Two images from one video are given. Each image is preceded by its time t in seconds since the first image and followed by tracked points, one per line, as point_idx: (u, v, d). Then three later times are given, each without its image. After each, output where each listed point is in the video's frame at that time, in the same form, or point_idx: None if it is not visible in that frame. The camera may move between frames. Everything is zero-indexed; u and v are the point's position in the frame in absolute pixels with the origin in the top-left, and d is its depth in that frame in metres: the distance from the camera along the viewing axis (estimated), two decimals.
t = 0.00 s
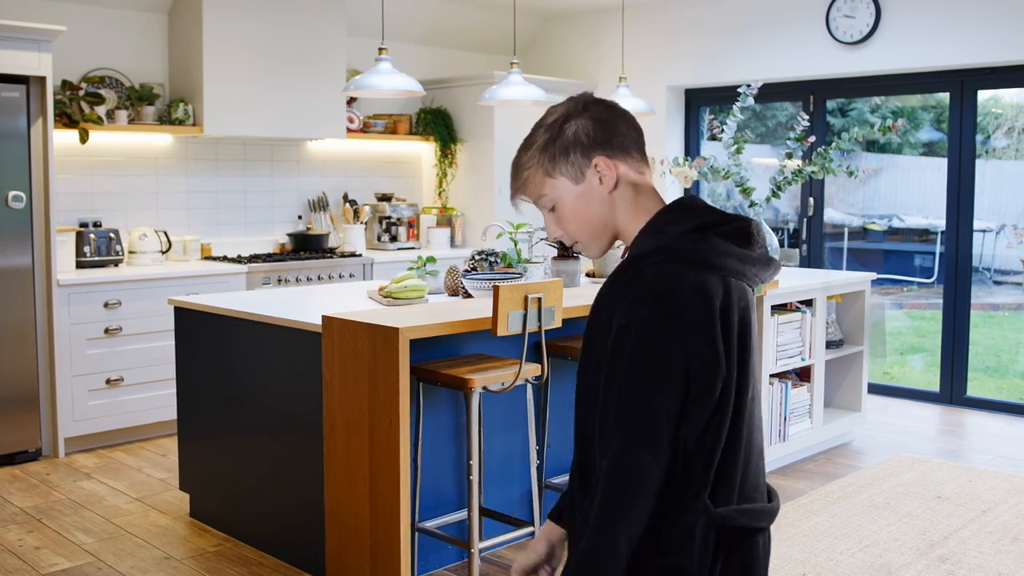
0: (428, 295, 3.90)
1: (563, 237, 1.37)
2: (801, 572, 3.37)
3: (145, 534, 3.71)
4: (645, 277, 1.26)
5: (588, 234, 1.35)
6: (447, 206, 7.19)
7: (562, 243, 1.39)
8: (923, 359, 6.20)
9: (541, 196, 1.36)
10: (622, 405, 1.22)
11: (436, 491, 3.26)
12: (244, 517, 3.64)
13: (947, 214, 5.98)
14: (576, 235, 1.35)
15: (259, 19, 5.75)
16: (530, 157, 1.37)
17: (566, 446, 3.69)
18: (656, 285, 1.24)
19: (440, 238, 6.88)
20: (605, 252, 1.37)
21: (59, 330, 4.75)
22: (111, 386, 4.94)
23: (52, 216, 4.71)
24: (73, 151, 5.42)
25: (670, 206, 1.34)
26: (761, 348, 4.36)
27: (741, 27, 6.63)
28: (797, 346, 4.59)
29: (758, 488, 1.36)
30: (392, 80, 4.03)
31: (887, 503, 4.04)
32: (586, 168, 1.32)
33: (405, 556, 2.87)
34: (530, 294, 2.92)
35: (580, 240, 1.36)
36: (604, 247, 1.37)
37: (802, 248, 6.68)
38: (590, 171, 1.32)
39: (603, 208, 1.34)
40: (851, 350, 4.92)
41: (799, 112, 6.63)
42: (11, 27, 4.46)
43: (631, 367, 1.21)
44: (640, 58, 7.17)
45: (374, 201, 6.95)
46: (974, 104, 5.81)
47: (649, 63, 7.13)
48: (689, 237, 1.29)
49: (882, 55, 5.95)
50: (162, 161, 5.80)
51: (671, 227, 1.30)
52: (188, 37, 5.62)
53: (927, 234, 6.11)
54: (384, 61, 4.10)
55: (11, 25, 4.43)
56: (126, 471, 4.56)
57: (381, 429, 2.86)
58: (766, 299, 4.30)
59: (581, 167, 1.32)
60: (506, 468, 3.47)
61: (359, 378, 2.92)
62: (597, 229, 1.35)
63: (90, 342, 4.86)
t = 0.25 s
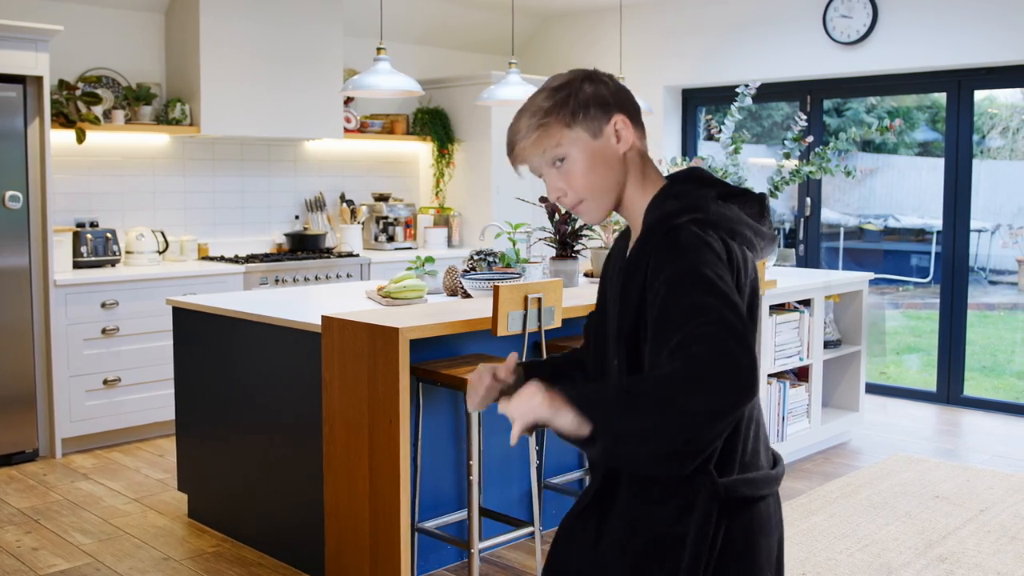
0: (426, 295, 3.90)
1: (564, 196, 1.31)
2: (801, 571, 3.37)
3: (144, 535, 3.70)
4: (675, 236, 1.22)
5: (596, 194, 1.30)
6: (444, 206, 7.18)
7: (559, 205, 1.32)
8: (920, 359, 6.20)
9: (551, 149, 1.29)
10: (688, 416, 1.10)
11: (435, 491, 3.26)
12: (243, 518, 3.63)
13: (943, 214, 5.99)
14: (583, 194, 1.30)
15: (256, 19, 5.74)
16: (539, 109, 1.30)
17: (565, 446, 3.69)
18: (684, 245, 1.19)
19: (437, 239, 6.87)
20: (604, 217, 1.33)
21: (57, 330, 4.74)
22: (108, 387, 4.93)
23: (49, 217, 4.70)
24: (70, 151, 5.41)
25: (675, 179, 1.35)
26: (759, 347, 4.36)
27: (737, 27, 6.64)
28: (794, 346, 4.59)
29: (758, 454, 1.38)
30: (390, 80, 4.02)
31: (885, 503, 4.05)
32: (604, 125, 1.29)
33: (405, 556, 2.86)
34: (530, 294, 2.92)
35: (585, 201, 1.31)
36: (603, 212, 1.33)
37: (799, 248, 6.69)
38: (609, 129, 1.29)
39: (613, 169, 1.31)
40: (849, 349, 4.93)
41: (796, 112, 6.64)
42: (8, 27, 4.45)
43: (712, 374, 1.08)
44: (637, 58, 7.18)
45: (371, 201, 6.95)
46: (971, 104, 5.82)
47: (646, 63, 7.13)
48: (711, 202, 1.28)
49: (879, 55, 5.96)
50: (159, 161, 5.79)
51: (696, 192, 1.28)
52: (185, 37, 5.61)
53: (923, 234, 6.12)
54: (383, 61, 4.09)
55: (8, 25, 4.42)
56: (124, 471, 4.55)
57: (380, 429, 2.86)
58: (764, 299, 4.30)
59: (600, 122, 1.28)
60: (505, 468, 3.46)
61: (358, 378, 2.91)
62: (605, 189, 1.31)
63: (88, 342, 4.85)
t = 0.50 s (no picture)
0: (426, 295, 3.90)
1: (568, 211, 1.25)
2: (801, 571, 3.37)
3: (143, 536, 3.69)
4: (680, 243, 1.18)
5: (601, 213, 1.25)
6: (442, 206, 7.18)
7: (562, 223, 1.26)
8: (918, 358, 6.21)
9: (560, 162, 1.24)
10: (732, 418, 1.06)
11: (435, 492, 3.26)
12: (242, 518, 3.63)
13: (942, 215, 5.99)
14: (588, 211, 1.24)
15: (256, 18, 5.74)
16: (548, 125, 1.26)
17: (564, 446, 3.69)
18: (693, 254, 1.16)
19: (435, 238, 6.87)
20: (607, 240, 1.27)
21: (55, 331, 4.73)
22: (106, 387, 4.92)
23: (46, 216, 4.69)
24: (67, 150, 5.40)
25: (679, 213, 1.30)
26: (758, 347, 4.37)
27: (735, 27, 6.64)
28: (794, 345, 4.59)
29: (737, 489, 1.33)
30: (389, 80, 4.02)
31: (884, 502, 4.05)
32: (614, 146, 1.25)
33: (406, 557, 2.86)
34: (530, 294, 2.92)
35: (591, 220, 1.24)
36: (605, 235, 1.27)
37: (797, 248, 6.69)
38: (619, 149, 1.25)
39: (622, 191, 1.26)
40: (847, 349, 4.93)
41: (793, 111, 6.65)
42: (7, 26, 4.44)
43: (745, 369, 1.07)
44: (635, 58, 7.18)
45: (369, 201, 6.95)
46: (969, 104, 5.82)
47: (644, 63, 7.13)
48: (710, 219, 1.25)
49: (876, 55, 5.97)
50: (156, 161, 5.78)
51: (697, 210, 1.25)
52: (183, 37, 5.60)
53: (920, 233, 6.13)
54: (382, 61, 4.09)
55: (6, 25, 4.41)
56: (122, 471, 4.54)
57: (381, 429, 2.86)
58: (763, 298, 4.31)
59: (611, 142, 1.25)
60: (505, 468, 3.46)
61: (359, 378, 2.91)
62: (611, 210, 1.25)
63: (86, 342, 4.84)
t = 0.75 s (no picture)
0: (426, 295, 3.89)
1: (557, 189, 1.29)
2: (801, 570, 3.37)
3: (142, 536, 3.68)
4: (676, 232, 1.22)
5: (589, 185, 1.30)
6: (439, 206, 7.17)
7: (552, 200, 1.30)
8: (915, 358, 6.22)
9: (544, 142, 1.28)
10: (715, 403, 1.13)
11: (435, 492, 3.26)
12: (242, 518, 3.62)
13: (939, 215, 6.00)
14: (576, 186, 1.29)
15: (254, 18, 5.74)
16: (528, 103, 1.30)
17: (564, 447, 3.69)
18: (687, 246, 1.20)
19: (433, 238, 6.86)
20: (596, 211, 1.32)
21: (53, 331, 4.71)
22: (104, 388, 4.91)
23: (44, 216, 4.68)
24: (64, 150, 5.39)
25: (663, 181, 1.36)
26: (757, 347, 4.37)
27: (733, 27, 6.65)
28: (792, 345, 4.60)
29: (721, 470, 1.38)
30: (388, 80, 4.01)
31: (883, 501, 4.06)
32: (596, 120, 1.30)
33: (407, 557, 2.86)
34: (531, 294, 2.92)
35: (581, 193, 1.29)
36: (594, 207, 1.32)
37: (794, 248, 6.69)
38: (601, 122, 1.30)
39: (606, 163, 1.31)
40: (846, 349, 4.94)
41: (791, 111, 6.65)
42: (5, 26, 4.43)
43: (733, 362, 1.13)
44: (633, 58, 7.18)
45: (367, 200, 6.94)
46: (966, 104, 5.83)
47: (641, 63, 7.13)
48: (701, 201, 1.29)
49: (873, 55, 5.97)
50: (154, 161, 5.76)
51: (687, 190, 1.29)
52: (181, 37, 5.59)
53: (917, 233, 6.13)
54: (381, 60, 4.08)
55: (4, 24, 4.40)
56: (120, 472, 4.54)
57: (381, 428, 2.86)
58: (762, 298, 4.31)
59: (592, 116, 1.29)
60: (505, 468, 3.46)
61: (359, 378, 2.90)
62: (598, 182, 1.30)
63: (84, 343, 4.83)
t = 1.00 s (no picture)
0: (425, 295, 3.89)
1: (566, 198, 1.31)
2: (801, 570, 3.38)
3: (141, 537, 3.67)
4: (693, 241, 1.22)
5: (596, 190, 1.31)
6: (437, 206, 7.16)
7: (563, 209, 1.32)
8: (912, 358, 6.22)
9: (546, 153, 1.30)
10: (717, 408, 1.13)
11: (435, 492, 3.25)
12: (241, 519, 3.61)
13: (937, 215, 6.00)
14: (583, 192, 1.30)
15: (253, 18, 5.73)
16: (528, 117, 1.33)
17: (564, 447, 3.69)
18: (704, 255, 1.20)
19: (430, 239, 6.85)
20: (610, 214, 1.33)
21: (51, 331, 4.70)
22: (102, 388, 4.90)
23: (42, 216, 4.67)
24: (62, 150, 5.37)
25: (676, 182, 1.36)
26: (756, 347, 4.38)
27: (730, 27, 6.65)
28: (791, 345, 4.60)
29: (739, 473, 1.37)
30: (387, 79, 4.01)
31: (882, 501, 4.06)
32: (597, 124, 1.31)
33: (408, 557, 2.86)
34: (531, 294, 2.92)
35: (590, 198, 1.31)
36: (607, 209, 1.33)
37: (792, 248, 6.69)
38: (602, 126, 1.31)
39: (612, 165, 1.32)
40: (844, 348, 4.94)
41: (788, 111, 6.66)
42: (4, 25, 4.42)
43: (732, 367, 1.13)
44: (630, 58, 7.18)
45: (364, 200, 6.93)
46: (964, 104, 5.83)
47: (639, 63, 7.13)
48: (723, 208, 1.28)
49: (871, 55, 5.98)
50: (151, 161, 5.75)
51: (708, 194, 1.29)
52: (178, 37, 5.58)
53: (914, 233, 6.14)
54: (380, 60, 4.08)
55: (3, 24, 4.39)
56: (118, 472, 4.53)
57: (382, 428, 2.85)
58: (761, 298, 4.31)
59: (592, 121, 1.31)
60: (505, 468, 3.46)
61: (360, 378, 2.90)
62: (606, 185, 1.31)
63: (82, 343, 4.82)
